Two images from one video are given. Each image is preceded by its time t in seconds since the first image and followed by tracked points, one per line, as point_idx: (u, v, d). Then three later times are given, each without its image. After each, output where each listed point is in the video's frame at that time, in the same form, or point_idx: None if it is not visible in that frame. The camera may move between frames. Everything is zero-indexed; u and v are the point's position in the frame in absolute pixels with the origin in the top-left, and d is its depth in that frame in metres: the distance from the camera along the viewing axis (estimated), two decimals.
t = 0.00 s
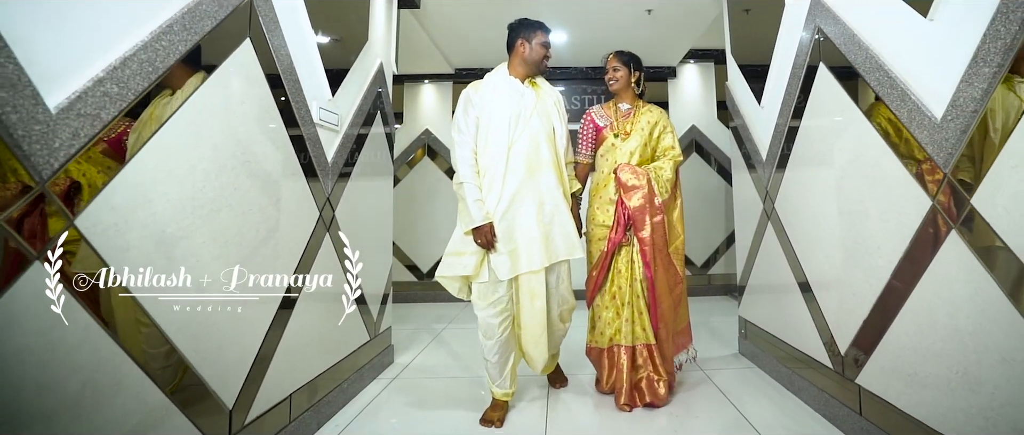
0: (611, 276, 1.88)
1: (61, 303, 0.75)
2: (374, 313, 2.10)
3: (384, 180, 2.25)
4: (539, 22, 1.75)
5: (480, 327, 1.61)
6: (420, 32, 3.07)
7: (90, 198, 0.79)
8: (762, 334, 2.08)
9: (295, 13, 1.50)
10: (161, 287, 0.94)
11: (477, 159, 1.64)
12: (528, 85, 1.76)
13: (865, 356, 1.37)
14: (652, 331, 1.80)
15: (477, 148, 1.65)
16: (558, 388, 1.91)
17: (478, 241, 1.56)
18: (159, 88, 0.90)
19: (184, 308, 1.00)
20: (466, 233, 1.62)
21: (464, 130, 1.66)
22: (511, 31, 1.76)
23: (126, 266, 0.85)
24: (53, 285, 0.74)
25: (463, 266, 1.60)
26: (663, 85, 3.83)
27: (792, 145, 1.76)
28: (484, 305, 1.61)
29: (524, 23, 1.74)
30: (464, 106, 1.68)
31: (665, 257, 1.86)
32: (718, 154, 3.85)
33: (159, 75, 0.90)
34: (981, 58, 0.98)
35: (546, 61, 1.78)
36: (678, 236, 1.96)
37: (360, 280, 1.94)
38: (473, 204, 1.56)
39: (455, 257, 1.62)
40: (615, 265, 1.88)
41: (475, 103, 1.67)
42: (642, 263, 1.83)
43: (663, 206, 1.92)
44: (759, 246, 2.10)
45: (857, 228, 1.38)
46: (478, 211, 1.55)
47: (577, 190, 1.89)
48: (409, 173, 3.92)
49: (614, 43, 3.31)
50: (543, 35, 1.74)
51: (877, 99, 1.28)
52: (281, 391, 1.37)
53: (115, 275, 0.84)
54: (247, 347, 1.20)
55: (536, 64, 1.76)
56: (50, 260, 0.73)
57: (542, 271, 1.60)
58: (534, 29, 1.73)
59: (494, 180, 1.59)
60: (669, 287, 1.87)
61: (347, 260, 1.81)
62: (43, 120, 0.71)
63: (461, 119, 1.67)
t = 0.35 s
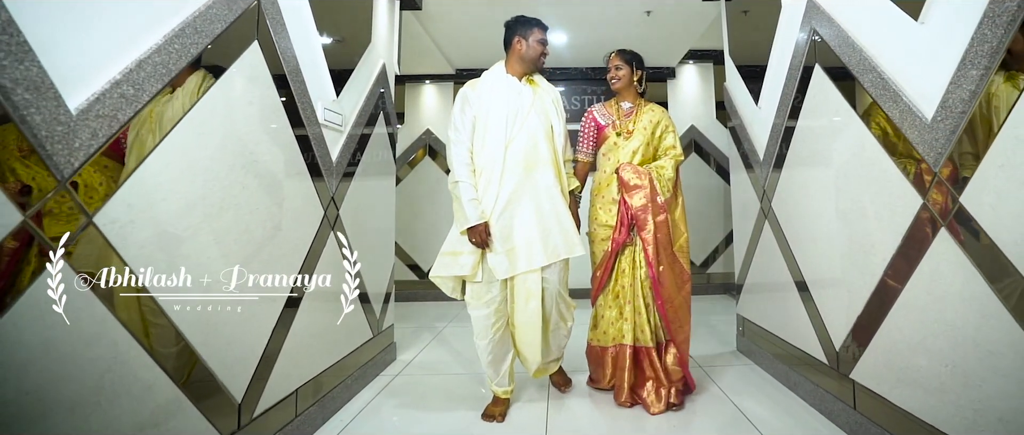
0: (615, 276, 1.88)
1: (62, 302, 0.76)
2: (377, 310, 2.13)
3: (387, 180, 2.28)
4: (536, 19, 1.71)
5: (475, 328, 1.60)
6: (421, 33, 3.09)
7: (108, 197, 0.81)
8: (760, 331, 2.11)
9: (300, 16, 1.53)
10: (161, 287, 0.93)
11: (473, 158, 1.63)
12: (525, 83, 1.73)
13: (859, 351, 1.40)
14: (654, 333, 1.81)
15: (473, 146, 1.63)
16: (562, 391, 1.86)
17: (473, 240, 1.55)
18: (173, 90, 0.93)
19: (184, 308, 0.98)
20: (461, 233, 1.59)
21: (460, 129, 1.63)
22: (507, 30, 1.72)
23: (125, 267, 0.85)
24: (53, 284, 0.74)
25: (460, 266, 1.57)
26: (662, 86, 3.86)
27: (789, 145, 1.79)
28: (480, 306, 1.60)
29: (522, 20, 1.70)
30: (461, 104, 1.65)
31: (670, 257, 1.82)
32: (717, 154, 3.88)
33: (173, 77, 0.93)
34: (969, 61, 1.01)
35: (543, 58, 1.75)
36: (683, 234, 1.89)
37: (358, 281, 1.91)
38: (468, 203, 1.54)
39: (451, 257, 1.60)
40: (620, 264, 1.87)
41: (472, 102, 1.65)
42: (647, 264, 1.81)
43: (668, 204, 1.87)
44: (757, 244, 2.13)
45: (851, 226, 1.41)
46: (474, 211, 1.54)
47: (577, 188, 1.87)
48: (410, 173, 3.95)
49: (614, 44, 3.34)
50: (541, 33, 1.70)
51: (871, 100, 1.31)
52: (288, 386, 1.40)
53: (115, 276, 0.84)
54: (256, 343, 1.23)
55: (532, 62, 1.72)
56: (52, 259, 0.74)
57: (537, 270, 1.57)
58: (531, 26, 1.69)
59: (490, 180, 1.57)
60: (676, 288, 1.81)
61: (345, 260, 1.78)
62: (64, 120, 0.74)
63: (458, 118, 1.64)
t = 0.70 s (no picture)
0: (618, 277, 1.85)
1: (62, 302, 0.75)
2: (380, 308, 2.16)
3: (389, 179, 2.31)
4: (535, 17, 1.69)
5: (473, 326, 1.61)
6: (423, 34, 3.12)
7: (125, 196, 0.83)
8: (757, 328, 2.14)
9: (306, 18, 1.56)
10: (161, 287, 0.92)
11: (472, 157, 1.64)
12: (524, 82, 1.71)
13: (853, 347, 1.43)
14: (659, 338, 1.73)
15: (472, 145, 1.64)
16: (570, 403, 1.70)
17: (470, 239, 1.57)
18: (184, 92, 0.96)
19: (186, 309, 0.99)
20: (459, 232, 1.61)
21: (459, 128, 1.64)
22: (506, 28, 1.71)
23: (125, 267, 0.85)
24: (53, 284, 0.74)
25: (459, 265, 1.58)
26: (661, 87, 3.89)
27: (785, 145, 1.82)
28: (477, 304, 1.61)
29: (521, 19, 1.68)
30: (460, 103, 1.66)
31: (676, 257, 1.80)
32: (715, 154, 3.91)
33: (184, 79, 0.96)
34: (959, 63, 1.04)
35: (542, 56, 1.73)
36: (688, 234, 1.86)
37: (358, 282, 1.88)
38: (466, 202, 1.56)
39: (450, 255, 1.61)
40: (623, 265, 1.84)
41: (470, 100, 1.66)
42: (651, 265, 1.76)
43: (671, 204, 1.87)
44: (754, 243, 2.17)
45: (845, 225, 1.44)
46: (470, 210, 1.55)
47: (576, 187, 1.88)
48: (410, 172, 3.98)
49: (613, 45, 3.37)
50: (540, 30, 1.68)
51: (865, 102, 1.34)
52: (295, 380, 1.43)
53: (115, 276, 0.83)
54: (264, 338, 1.26)
55: (532, 60, 1.70)
56: (53, 259, 0.73)
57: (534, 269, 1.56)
58: (530, 24, 1.68)
59: (489, 179, 1.58)
60: (681, 289, 1.78)
61: (345, 260, 1.76)
62: (84, 121, 0.76)
63: (457, 117, 1.65)
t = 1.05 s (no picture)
0: (621, 276, 1.86)
1: (62, 302, 0.74)
2: (383, 305, 2.19)
3: (392, 178, 2.34)
4: (537, 16, 1.70)
5: (473, 323, 1.65)
6: (424, 34, 3.15)
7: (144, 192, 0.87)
8: (754, 324, 2.18)
9: (312, 20, 1.59)
10: (160, 287, 0.92)
11: (472, 156, 1.66)
12: (525, 79, 1.73)
13: (847, 342, 1.47)
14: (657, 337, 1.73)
15: (472, 143, 1.66)
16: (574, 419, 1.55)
17: (470, 238, 1.59)
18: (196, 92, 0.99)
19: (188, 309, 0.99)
20: (459, 230, 1.63)
21: (459, 127, 1.67)
22: (507, 27, 1.73)
23: (125, 266, 0.84)
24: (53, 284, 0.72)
25: (460, 263, 1.60)
26: (660, 87, 3.92)
27: (782, 144, 1.86)
28: (477, 302, 1.64)
29: (522, 17, 1.70)
30: (460, 103, 1.68)
31: (677, 255, 1.83)
32: (713, 153, 3.95)
33: (196, 80, 0.99)
34: (947, 65, 1.07)
35: (543, 54, 1.73)
36: (689, 233, 1.90)
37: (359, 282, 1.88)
38: (466, 201, 1.58)
39: (451, 254, 1.62)
40: (626, 263, 1.85)
41: (470, 99, 1.68)
42: (654, 263, 1.78)
43: (671, 203, 1.90)
44: (751, 241, 2.20)
45: (840, 222, 1.48)
46: (469, 210, 1.57)
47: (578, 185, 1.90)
48: (412, 172, 4.01)
49: (613, 46, 3.40)
50: (541, 28, 1.70)
51: (860, 103, 1.37)
52: (301, 374, 1.46)
53: (115, 276, 0.82)
54: (273, 332, 1.29)
55: (533, 58, 1.72)
56: (52, 260, 0.72)
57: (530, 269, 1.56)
58: (530, 22, 1.69)
59: (489, 177, 1.60)
60: (682, 287, 1.81)
61: (345, 261, 1.76)
62: (104, 121, 0.80)
63: (458, 116, 1.67)
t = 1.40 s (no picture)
0: (624, 275, 1.87)
1: (62, 303, 0.73)
2: (386, 303, 2.22)
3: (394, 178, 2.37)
4: (539, 15, 1.71)
5: (474, 323, 1.67)
6: (425, 35, 3.17)
7: (159, 187, 0.90)
8: (751, 321, 2.21)
9: (316, 22, 1.61)
10: (161, 287, 0.91)
11: (473, 156, 1.66)
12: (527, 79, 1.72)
13: (842, 338, 1.49)
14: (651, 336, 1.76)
15: (473, 144, 1.67)
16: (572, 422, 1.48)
17: (471, 239, 1.58)
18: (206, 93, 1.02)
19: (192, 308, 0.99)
20: (461, 231, 1.63)
21: (461, 127, 1.69)
22: (508, 27, 1.73)
23: (125, 266, 0.84)
24: (53, 284, 0.72)
25: (462, 263, 1.60)
26: (659, 87, 3.95)
27: (779, 144, 1.89)
28: (478, 302, 1.66)
29: (523, 17, 1.70)
30: (461, 104, 1.71)
31: (677, 253, 1.85)
32: (712, 153, 3.98)
33: (206, 81, 1.02)
34: (937, 67, 1.10)
35: (545, 53, 1.74)
36: (691, 231, 1.92)
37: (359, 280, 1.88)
38: (466, 202, 1.57)
39: (452, 254, 1.62)
40: (629, 262, 1.86)
41: (472, 100, 1.69)
42: (654, 261, 1.80)
43: (675, 200, 1.92)
44: (748, 240, 2.24)
45: (835, 221, 1.50)
46: (471, 210, 1.56)
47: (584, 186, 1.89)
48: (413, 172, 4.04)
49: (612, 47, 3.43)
50: (542, 28, 1.71)
51: (854, 105, 1.40)
52: (307, 370, 1.48)
53: (115, 275, 0.82)
54: (280, 328, 1.32)
55: (536, 57, 1.72)
56: (51, 260, 0.72)
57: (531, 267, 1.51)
58: (532, 21, 1.70)
59: (489, 177, 1.58)
60: (681, 286, 1.84)
61: (345, 261, 1.76)
62: (120, 121, 0.82)
63: (459, 117, 1.70)
